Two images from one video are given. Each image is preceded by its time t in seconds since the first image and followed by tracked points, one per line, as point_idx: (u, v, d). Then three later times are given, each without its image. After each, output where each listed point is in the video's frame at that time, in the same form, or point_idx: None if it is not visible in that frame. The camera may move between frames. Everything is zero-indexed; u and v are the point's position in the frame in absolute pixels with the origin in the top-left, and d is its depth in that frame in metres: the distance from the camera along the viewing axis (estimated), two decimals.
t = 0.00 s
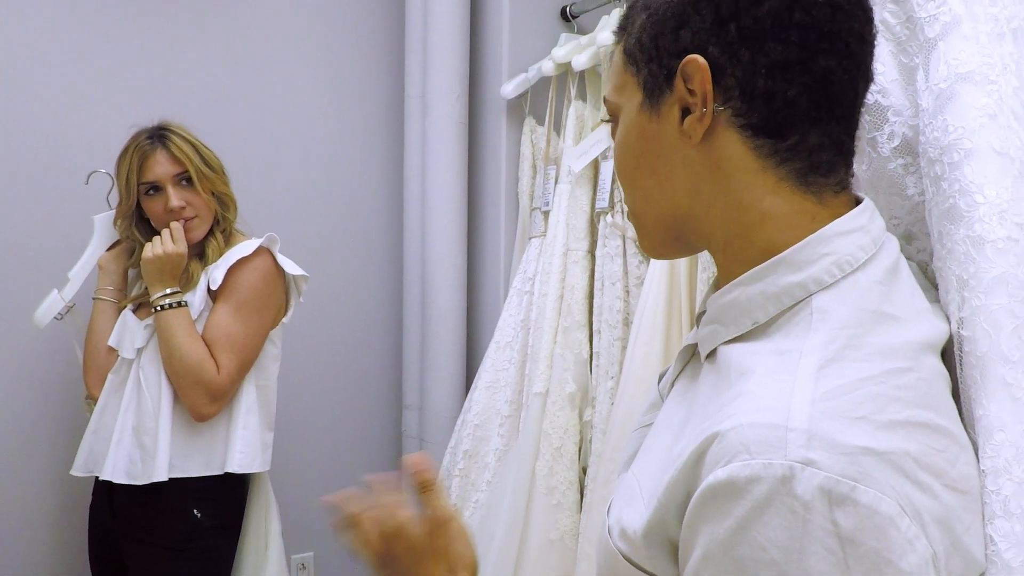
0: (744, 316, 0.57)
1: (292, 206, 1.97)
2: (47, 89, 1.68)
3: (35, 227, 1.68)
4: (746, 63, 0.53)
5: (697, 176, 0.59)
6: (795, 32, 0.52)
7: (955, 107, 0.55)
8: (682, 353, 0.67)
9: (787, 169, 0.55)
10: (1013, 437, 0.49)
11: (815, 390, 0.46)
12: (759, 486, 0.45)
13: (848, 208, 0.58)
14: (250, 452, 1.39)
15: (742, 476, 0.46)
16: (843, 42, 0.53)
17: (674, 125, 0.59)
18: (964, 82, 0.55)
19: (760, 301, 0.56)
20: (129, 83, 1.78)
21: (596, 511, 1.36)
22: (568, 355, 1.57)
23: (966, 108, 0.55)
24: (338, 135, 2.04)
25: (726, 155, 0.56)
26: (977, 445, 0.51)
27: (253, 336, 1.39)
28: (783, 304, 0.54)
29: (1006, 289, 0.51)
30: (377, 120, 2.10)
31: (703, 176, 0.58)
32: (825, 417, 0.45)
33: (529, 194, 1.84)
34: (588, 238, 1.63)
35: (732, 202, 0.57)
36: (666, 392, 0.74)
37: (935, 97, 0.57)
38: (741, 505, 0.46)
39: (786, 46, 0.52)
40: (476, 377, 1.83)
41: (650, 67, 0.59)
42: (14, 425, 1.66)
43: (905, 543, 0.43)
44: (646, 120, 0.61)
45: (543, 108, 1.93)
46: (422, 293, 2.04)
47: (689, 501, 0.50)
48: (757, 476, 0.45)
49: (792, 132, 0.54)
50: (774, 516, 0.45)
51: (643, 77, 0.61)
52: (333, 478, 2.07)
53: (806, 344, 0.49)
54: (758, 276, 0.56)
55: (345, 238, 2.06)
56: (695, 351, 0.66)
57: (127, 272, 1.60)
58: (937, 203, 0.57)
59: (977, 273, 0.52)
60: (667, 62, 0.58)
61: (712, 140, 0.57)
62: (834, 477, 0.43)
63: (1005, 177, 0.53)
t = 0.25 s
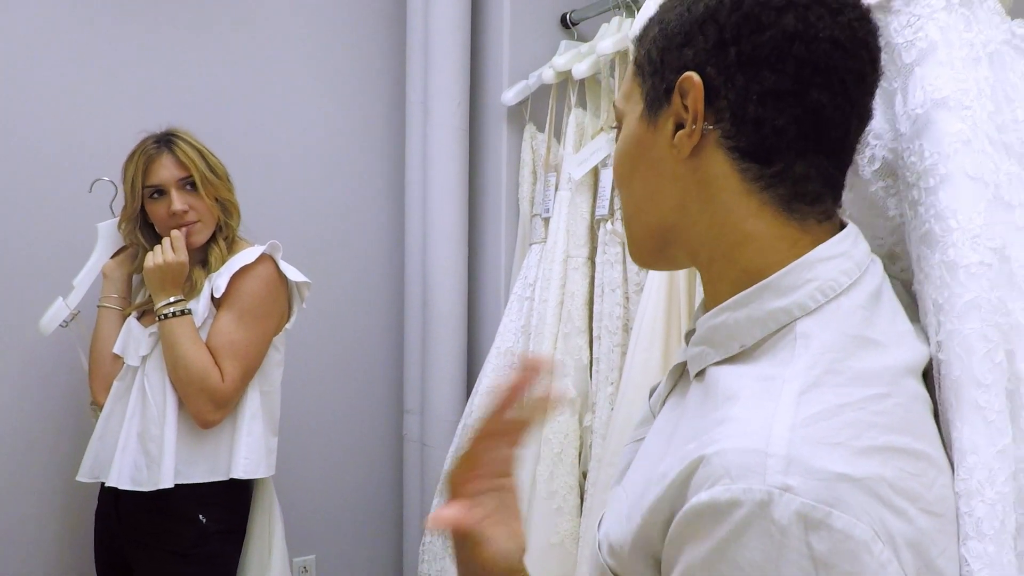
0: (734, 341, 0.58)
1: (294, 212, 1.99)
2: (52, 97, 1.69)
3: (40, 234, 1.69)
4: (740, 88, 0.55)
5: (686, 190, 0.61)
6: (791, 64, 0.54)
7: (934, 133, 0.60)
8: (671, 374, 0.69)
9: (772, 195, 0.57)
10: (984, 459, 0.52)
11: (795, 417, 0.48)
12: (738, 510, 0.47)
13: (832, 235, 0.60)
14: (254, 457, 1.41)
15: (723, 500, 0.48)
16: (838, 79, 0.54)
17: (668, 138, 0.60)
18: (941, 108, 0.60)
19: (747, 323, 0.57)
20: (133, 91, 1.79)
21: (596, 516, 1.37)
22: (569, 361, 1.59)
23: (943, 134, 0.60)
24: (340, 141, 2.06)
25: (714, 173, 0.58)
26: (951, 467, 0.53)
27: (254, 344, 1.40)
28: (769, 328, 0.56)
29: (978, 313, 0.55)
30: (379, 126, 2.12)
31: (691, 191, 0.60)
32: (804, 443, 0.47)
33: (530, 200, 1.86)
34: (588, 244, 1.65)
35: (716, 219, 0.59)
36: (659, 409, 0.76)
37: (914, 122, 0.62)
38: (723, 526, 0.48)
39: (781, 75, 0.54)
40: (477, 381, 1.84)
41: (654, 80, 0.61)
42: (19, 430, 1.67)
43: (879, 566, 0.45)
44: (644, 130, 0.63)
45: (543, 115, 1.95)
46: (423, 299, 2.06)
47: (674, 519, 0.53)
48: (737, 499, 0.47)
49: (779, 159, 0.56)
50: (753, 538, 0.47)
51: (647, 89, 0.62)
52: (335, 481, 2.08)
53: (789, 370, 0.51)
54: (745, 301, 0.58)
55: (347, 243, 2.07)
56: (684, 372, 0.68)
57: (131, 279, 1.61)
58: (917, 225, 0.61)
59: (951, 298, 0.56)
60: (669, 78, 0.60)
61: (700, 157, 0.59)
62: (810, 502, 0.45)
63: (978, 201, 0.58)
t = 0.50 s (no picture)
0: (732, 347, 0.59)
1: (295, 215, 1.99)
2: (54, 101, 1.70)
3: (42, 236, 1.70)
4: (733, 104, 0.56)
5: (682, 206, 0.62)
6: (783, 80, 0.55)
7: (927, 145, 0.62)
8: (671, 380, 0.70)
9: (770, 206, 0.58)
10: (980, 464, 0.53)
11: (797, 423, 0.49)
12: (742, 513, 0.48)
13: (827, 243, 0.61)
14: (258, 458, 1.42)
15: (727, 504, 0.49)
16: (829, 91, 0.56)
17: (663, 155, 0.61)
18: (934, 119, 0.62)
19: (746, 332, 0.58)
20: (134, 94, 1.80)
21: (596, 518, 1.38)
22: (569, 362, 1.60)
23: (936, 145, 0.61)
24: (341, 143, 2.06)
25: (710, 188, 0.60)
26: (947, 470, 0.55)
27: (258, 346, 1.41)
28: (767, 336, 0.57)
29: (972, 320, 0.57)
30: (379, 128, 2.13)
31: (688, 207, 0.61)
32: (806, 447, 0.48)
33: (530, 202, 1.87)
34: (588, 246, 1.65)
35: (715, 232, 0.60)
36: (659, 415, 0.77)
37: (907, 133, 0.64)
38: (727, 530, 0.49)
39: (774, 90, 0.55)
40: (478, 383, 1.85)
41: (646, 98, 0.62)
42: (22, 432, 1.68)
43: (879, 566, 0.46)
44: (638, 147, 0.63)
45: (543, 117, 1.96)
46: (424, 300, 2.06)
47: (676, 524, 0.53)
48: (740, 504, 0.48)
49: (775, 172, 0.57)
50: (756, 540, 0.48)
51: (639, 107, 0.63)
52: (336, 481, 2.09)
53: (788, 377, 0.52)
54: (743, 310, 0.59)
55: (347, 244, 2.08)
56: (684, 379, 0.69)
57: (134, 283, 1.62)
58: (911, 234, 0.63)
59: (945, 306, 0.58)
60: (660, 95, 0.60)
61: (697, 173, 0.60)
62: (812, 506, 0.47)
63: (971, 212, 0.60)
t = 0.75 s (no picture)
0: (735, 350, 0.61)
1: (296, 215, 2.00)
2: (55, 101, 1.71)
3: (43, 237, 1.70)
4: (738, 106, 0.57)
5: (688, 208, 0.62)
6: (787, 82, 0.56)
7: (928, 147, 0.62)
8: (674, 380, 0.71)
9: (773, 208, 0.59)
10: (980, 464, 0.53)
11: (800, 425, 0.49)
12: (746, 515, 0.49)
13: (830, 245, 0.62)
14: (259, 459, 1.42)
15: (731, 506, 0.49)
16: (832, 94, 0.57)
17: (668, 158, 0.62)
18: (935, 122, 0.63)
19: (750, 333, 0.59)
20: (135, 94, 1.80)
21: (597, 518, 1.38)
22: (569, 363, 1.60)
23: (937, 148, 0.62)
24: (341, 144, 2.07)
25: (715, 190, 0.60)
26: (948, 469, 0.55)
27: (260, 347, 1.41)
28: (770, 339, 0.58)
29: (973, 321, 0.57)
30: (380, 128, 2.13)
31: (693, 209, 0.62)
32: (810, 451, 0.48)
33: (530, 203, 1.87)
34: (588, 247, 1.66)
35: (719, 234, 0.61)
36: (662, 417, 0.77)
37: (908, 135, 0.65)
38: (731, 531, 0.50)
39: (778, 92, 0.56)
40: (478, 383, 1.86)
41: (651, 100, 0.63)
42: (22, 433, 1.68)
43: (882, 569, 0.47)
44: (642, 150, 0.64)
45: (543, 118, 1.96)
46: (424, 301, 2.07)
47: (680, 525, 0.54)
48: (745, 506, 0.49)
49: (780, 174, 0.58)
50: (760, 542, 0.49)
51: (643, 109, 0.64)
52: (337, 482, 2.10)
53: (792, 381, 0.53)
54: (747, 312, 0.60)
55: (348, 245, 2.09)
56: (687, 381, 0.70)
57: (135, 283, 1.62)
58: (913, 236, 0.63)
59: (946, 307, 0.58)
60: (665, 98, 0.61)
61: (702, 175, 0.60)
62: (815, 509, 0.47)
63: (972, 214, 0.60)
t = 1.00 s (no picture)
0: (740, 355, 0.61)
1: (295, 216, 2.00)
2: (54, 103, 1.71)
3: (41, 239, 1.70)
4: (741, 114, 0.57)
5: (692, 216, 0.63)
6: (789, 90, 0.56)
7: (930, 154, 0.63)
8: (677, 385, 0.71)
9: (777, 215, 0.59)
10: (983, 470, 0.54)
11: (807, 431, 0.50)
12: (754, 520, 0.49)
13: (833, 251, 0.62)
14: (258, 461, 1.42)
15: (738, 511, 0.50)
16: (833, 101, 0.57)
17: (671, 166, 0.62)
18: (936, 130, 0.63)
19: (755, 338, 0.60)
20: (134, 96, 1.80)
21: (595, 520, 1.38)
22: (568, 364, 1.60)
23: (939, 155, 0.62)
24: (340, 146, 2.07)
25: (719, 197, 0.61)
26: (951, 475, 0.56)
27: (258, 349, 1.41)
28: (775, 344, 0.58)
29: (975, 329, 0.58)
30: (379, 130, 2.13)
31: (697, 216, 0.62)
32: (817, 456, 0.49)
33: (529, 205, 1.88)
34: (587, 249, 1.66)
35: (724, 241, 0.61)
36: (666, 421, 0.78)
37: (910, 143, 0.65)
38: (738, 536, 0.50)
39: (780, 100, 0.56)
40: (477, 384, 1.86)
41: (653, 109, 0.63)
42: (22, 434, 1.69)
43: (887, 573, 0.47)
44: (645, 159, 0.64)
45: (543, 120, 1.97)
46: (423, 302, 2.07)
47: (685, 529, 0.54)
48: (752, 511, 0.49)
49: (783, 180, 0.58)
50: (767, 547, 0.49)
51: (645, 119, 0.64)
52: (335, 483, 2.10)
53: (798, 387, 0.53)
54: (752, 317, 0.60)
55: (347, 246, 2.09)
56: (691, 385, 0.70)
57: (134, 285, 1.62)
58: (915, 243, 0.64)
59: (948, 314, 0.59)
60: (667, 107, 0.61)
61: (706, 182, 0.61)
62: (822, 514, 0.48)
63: (973, 221, 0.61)
